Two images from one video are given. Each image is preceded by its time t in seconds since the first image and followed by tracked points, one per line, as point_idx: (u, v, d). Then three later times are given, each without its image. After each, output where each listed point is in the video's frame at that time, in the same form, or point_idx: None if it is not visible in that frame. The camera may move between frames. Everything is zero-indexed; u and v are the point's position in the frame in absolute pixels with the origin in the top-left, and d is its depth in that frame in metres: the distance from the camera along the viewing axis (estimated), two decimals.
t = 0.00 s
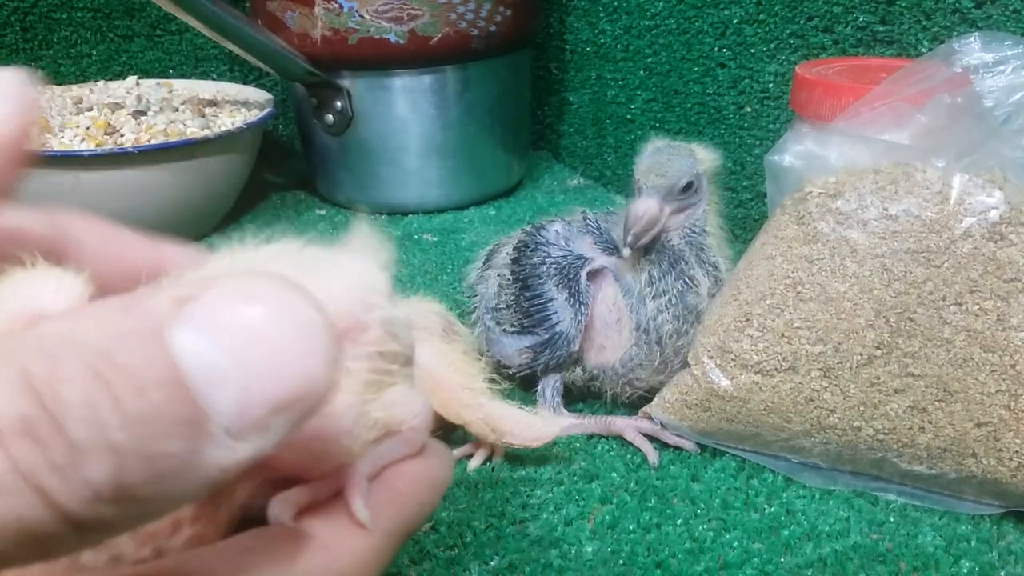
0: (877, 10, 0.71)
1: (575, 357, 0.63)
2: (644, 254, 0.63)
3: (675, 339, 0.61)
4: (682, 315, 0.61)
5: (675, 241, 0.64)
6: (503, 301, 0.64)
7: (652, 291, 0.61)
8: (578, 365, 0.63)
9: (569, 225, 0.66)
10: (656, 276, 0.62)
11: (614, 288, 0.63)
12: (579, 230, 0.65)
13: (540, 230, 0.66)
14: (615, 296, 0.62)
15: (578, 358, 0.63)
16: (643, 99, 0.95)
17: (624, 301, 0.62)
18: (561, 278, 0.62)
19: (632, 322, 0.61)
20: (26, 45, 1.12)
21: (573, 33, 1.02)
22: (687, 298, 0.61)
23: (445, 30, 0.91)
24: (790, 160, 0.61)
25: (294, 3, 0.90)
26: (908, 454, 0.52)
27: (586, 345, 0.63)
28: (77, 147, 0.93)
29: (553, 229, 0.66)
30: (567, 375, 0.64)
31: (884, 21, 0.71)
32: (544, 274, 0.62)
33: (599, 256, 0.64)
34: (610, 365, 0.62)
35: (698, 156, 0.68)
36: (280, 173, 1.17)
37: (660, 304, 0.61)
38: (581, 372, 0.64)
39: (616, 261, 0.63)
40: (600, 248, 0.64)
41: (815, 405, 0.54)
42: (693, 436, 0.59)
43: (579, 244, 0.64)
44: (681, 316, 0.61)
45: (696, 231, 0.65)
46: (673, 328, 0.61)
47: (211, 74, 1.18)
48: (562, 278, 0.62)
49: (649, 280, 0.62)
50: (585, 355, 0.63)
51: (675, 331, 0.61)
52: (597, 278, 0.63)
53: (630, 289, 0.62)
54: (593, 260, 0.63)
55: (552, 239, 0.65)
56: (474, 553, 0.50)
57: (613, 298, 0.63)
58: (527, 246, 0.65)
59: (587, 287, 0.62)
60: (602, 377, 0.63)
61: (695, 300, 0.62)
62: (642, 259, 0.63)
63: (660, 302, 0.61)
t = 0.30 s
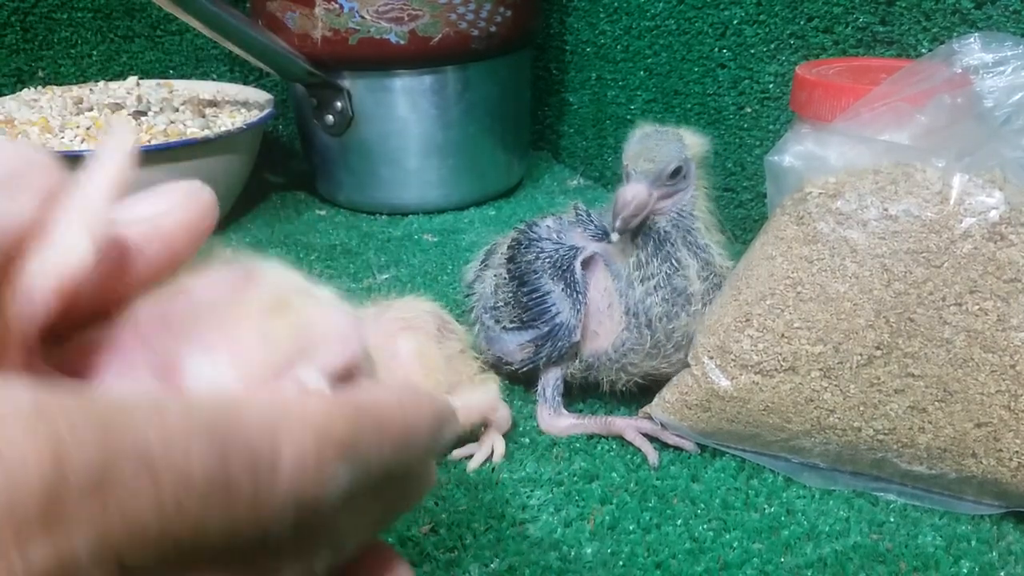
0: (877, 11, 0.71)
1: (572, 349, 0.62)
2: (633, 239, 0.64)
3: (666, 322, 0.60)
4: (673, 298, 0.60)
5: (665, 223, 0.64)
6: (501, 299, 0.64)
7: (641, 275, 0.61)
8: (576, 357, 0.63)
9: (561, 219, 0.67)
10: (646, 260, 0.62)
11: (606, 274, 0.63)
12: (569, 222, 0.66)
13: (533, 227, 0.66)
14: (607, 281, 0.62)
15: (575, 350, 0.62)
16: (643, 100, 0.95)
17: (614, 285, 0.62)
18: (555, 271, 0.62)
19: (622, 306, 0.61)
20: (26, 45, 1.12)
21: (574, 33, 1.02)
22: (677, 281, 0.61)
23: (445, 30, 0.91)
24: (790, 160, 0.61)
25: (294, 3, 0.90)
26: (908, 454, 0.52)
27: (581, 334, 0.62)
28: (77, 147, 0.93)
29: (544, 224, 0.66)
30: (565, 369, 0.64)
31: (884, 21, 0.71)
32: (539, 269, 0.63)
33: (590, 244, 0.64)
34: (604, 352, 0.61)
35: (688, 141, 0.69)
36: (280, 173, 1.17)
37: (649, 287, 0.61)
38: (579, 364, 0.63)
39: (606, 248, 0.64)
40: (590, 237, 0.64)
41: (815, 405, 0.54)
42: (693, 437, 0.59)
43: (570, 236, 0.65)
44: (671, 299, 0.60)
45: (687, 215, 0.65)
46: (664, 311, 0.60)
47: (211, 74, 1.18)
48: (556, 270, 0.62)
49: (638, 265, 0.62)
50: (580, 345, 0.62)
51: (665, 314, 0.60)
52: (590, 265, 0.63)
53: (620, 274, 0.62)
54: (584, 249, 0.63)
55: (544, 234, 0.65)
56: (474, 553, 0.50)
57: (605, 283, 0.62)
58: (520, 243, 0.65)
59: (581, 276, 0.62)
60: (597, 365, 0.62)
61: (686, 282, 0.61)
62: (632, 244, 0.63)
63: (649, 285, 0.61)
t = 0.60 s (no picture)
0: (877, 12, 0.71)
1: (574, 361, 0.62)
2: (638, 253, 0.63)
3: (671, 340, 0.60)
4: (679, 315, 0.60)
5: (671, 238, 0.63)
6: (504, 307, 0.64)
7: (648, 292, 0.61)
8: (578, 369, 0.63)
9: (567, 229, 0.67)
10: (653, 275, 0.62)
11: (611, 290, 0.62)
12: (576, 234, 0.66)
13: (539, 235, 0.67)
14: (611, 297, 0.62)
15: (577, 362, 0.62)
16: (643, 100, 0.95)
17: (619, 302, 0.62)
18: (559, 282, 0.63)
19: (628, 324, 0.61)
20: (26, 45, 1.12)
21: (574, 34, 1.03)
22: (685, 297, 0.61)
23: (446, 30, 0.91)
24: (790, 161, 0.61)
25: (295, 4, 0.90)
26: (908, 454, 0.52)
27: (584, 349, 0.62)
28: (77, 146, 0.93)
29: (551, 233, 0.67)
30: (566, 380, 0.63)
31: (884, 22, 0.71)
32: (542, 278, 0.63)
33: (595, 258, 0.64)
34: (607, 368, 0.61)
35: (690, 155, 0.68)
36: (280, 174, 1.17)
37: (656, 305, 0.61)
38: (581, 377, 0.63)
39: (611, 262, 0.64)
40: (596, 251, 0.64)
41: (815, 405, 0.54)
42: (693, 437, 0.59)
43: (576, 247, 0.65)
44: (677, 317, 0.60)
45: (693, 228, 0.64)
46: (669, 330, 0.60)
47: (211, 75, 1.18)
48: (559, 282, 0.63)
49: (645, 280, 0.62)
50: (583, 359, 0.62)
51: (671, 333, 0.60)
52: (595, 280, 0.63)
53: (625, 290, 0.62)
54: (589, 262, 0.64)
55: (550, 243, 0.66)
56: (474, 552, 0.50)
57: (610, 300, 0.62)
58: (525, 250, 0.66)
59: (584, 289, 0.62)
60: (599, 380, 0.62)
61: (694, 299, 0.61)
62: (637, 260, 0.63)
63: (656, 303, 0.61)
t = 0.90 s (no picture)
0: (877, 11, 0.71)
1: (572, 365, 0.62)
2: (638, 260, 0.63)
3: (670, 349, 0.60)
4: (679, 324, 0.60)
5: (671, 246, 0.63)
6: (501, 307, 0.64)
7: (648, 300, 0.61)
8: (575, 373, 0.63)
9: (568, 231, 0.66)
10: (653, 284, 0.61)
11: (609, 297, 0.62)
12: (577, 236, 0.65)
13: (539, 235, 0.66)
14: (609, 305, 0.62)
15: (574, 366, 0.62)
16: (643, 100, 0.95)
17: (618, 310, 0.61)
18: (556, 286, 0.62)
19: (627, 331, 0.61)
20: (26, 46, 1.12)
21: (574, 33, 1.02)
22: (686, 305, 0.61)
23: (445, 30, 0.91)
24: (790, 160, 0.61)
25: (294, 3, 0.90)
26: (908, 454, 0.52)
27: (581, 355, 0.62)
28: (77, 147, 0.93)
29: (551, 235, 0.66)
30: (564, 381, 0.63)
31: (884, 21, 0.71)
32: (539, 281, 0.63)
33: (594, 264, 0.63)
34: (605, 374, 0.62)
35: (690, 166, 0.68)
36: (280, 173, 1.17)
37: (656, 313, 0.60)
38: (578, 381, 0.63)
39: (610, 269, 0.63)
40: (596, 256, 0.63)
41: (815, 405, 0.54)
42: (693, 437, 0.59)
43: (576, 252, 0.64)
44: (677, 326, 0.60)
45: (693, 237, 0.65)
46: (668, 338, 0.60)
47: (211, 74, 1.18)
48: (556, 286, 0.62)
49: (645, 289, 0.61)
50: (580, 363, 0.62)
51: (670, 341, 0.60)
52: (594, 286, 0.63)
53: (625, 299, 0.61)
54: (588, 269, 0.63)
55: (550, 245, 0.65)
56: (475, 553, 0.50)
57: (608, 307, 0.62)
58: (524, 251, 0.65)
59: (581, 295, 0.62)
60: (598, 386, 0.62)
61: (694, 308, 0.61)
62: (637, 268, 0.63)
63: (656, 311, 0.60)
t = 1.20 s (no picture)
0: (877, 11, 0.71)
1: (572, 366, 0.62)
2: (637, 261, 0.62)
3: (670, 349, 0.60)
4: (679, 325, 0.61)
5: (670, 246, 0.63)
6: (501, 309, 0.63)
7: (648, 301, 0.61)
8: (575, 373, 0.63)
9: (567, 232, 0.65)
10: (654, 284, 0.62)
11: (609, 298, 0.62)
12: (576, 237, 0.64)
13: (539, 237, 0.65)
14: (609, 306, 0.61)
15: (575, 366, 0.62)
16: (643, 100, 0.95)
17: (617, 310, 0.61)
18: (556, 287, 0.61)
19: (627, 332, 0.61)
20: (26, 46, 1.12)
21: (574, 33, 1.02)
22: (686, 306, 0.61)
23: (445, 30, 0.91)
24: (790, 160, 0.61)
25: (294, 3, 0.90)
26: (908, 454, 0.52)
27: (581, 356, 0.62)
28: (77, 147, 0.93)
29: (550, 236, 0.65)
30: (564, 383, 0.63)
31: (884, 21, 0.71)
32: (539, 282, 0.62)
33: (595, 264, 0.62)
34: (604, 375, 0.62)
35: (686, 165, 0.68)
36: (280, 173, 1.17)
37: (657, 314, 0.61)
38: (578, 381, 0.63)
39: (610, 270, 0.62)
40: (596, 257, 0.63)
41: (815, 405, 0.54)
42: (693, 437, 0.59)
43: (576, 253, 0.63)
44: (676, 327, 0.61)
45: (692, 236, 0.65)
46: (668, 339, 0.60)
47: (211, 75, 1.18)
48: (557, 287, 0.62)
49: (645, 289, 0.61)
50: (579, 364, 0.62)
51: (670, 342, 0.60)
52: (593, 287, 0.62)
53: (625, 299, 0.61)
54: (588, 269, 0.62)
55: (549, 246, 0.64)
56: (474, 553, 0.50)
57: (608, 308, 0.61)
58: (524, 251, 0.64)
59: (582, 296, 0.61)
60: (597, 386, 0.63)
61: (694, 308, 0.61)
62: (637, 269, 0.62)
63: (656, 312, 0.61)
